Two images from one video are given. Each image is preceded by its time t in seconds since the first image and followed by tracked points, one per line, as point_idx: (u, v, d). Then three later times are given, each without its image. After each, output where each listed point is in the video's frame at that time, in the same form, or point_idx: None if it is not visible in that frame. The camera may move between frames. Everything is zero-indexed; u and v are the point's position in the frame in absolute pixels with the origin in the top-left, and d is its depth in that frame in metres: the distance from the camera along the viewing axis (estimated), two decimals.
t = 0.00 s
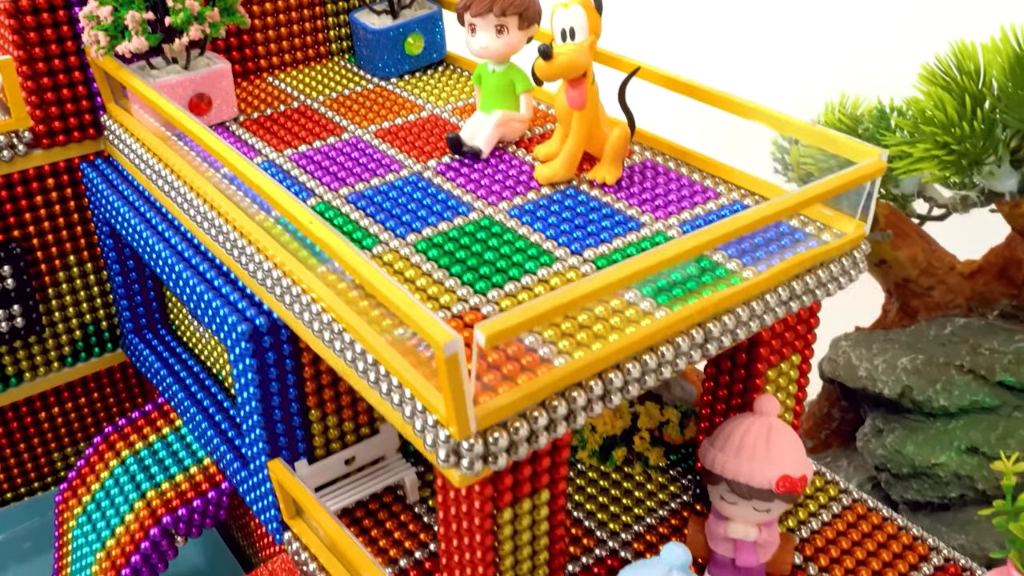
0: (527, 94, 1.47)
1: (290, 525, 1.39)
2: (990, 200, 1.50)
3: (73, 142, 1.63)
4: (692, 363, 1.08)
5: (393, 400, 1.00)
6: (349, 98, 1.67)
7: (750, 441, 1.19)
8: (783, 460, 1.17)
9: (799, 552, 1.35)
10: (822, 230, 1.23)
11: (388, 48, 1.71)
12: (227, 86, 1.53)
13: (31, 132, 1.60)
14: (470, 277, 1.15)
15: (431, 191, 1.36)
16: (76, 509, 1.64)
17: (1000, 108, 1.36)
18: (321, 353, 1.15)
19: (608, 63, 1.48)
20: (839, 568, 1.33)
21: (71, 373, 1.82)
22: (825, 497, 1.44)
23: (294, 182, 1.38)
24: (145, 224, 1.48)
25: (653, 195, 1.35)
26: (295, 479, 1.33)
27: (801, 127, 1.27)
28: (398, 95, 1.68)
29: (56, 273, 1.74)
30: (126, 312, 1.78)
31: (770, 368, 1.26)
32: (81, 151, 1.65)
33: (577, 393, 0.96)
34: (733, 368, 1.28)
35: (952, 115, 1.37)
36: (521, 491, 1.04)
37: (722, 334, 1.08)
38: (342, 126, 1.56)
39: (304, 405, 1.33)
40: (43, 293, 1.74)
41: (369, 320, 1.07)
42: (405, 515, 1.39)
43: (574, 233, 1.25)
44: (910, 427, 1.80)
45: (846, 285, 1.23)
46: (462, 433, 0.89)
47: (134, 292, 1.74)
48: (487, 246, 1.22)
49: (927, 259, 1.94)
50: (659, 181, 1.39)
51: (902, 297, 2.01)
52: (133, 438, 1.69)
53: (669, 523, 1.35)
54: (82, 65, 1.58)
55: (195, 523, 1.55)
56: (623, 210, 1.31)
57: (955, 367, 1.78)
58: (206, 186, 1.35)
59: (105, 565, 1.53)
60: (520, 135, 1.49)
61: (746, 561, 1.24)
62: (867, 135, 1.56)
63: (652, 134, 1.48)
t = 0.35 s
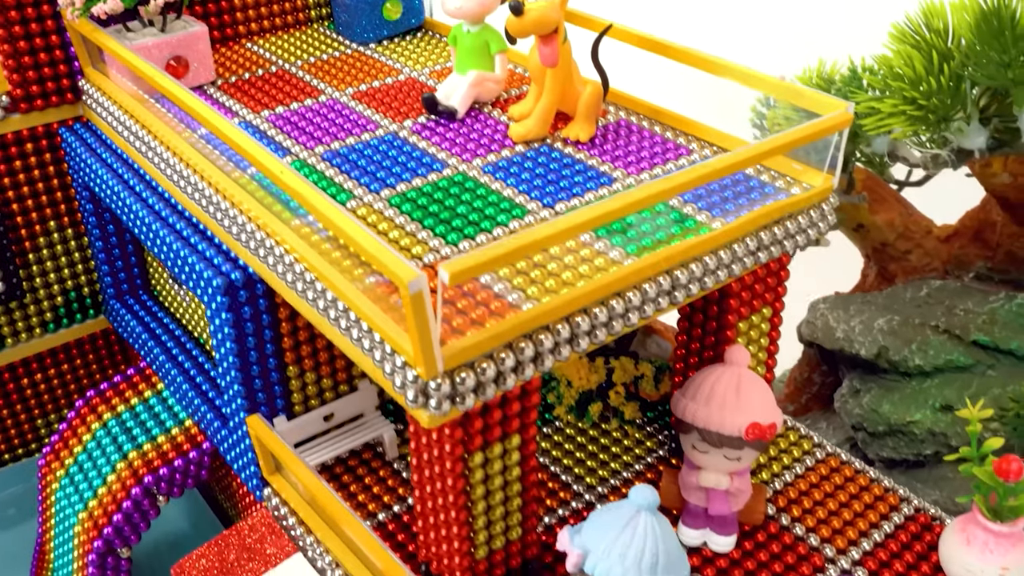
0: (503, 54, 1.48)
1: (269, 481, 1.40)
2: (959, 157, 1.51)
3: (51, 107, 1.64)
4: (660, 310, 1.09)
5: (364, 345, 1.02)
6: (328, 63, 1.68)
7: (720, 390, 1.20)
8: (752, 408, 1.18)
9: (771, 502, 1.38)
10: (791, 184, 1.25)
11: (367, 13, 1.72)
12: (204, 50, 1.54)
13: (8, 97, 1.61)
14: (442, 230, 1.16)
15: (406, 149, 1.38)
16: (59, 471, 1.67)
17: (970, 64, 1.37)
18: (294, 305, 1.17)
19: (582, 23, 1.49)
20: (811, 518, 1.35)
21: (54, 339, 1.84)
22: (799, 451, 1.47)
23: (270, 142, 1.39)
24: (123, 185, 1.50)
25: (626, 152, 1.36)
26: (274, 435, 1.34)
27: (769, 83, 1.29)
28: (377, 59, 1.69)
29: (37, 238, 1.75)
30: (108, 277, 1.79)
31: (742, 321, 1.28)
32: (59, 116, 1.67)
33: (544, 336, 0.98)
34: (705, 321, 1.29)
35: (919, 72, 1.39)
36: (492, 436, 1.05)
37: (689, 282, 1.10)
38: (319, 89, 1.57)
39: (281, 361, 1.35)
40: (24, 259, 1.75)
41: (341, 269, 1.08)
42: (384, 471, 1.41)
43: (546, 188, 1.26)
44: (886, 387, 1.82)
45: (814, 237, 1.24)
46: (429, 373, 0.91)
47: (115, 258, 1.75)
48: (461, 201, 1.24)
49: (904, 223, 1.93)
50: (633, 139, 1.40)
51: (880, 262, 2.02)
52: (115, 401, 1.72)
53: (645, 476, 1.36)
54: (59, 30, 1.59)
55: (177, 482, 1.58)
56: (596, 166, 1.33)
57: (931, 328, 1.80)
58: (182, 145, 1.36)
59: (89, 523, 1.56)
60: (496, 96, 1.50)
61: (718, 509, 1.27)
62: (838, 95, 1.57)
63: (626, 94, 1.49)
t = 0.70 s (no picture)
0: (480, 18, 1.48)
1: (252, 441, 1.42)
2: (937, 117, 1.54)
3: (31, 74, 1.65)
4: (634, 264, 1.11)
5: (340, 297, 1.03)
6: (307, 29, 1.68)
7: (695, 344, 1.22)
8: (726, 361, 1.20)
9: (747, 459, 1.40)
10: (765, 143, 1.26)
11: None
12: (184, 15, 1.55)
13: None
14: (419, 187, 1.17)
15: (384, 111, 1.39)
16: (43, 438, 1.68)
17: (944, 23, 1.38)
18: (272, 261, 1.18)
19: None
20: (787, 474, 1.37)
21: (38, 309, 1.85)
22: (776, 410, 1.49)
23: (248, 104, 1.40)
24: (104, 150, 1.50)
25: (603, 114, 1.37)
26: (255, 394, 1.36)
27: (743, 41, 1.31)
28: (357, 27, 1.69)
29: (19, 207, 1.76)
30: (91, 245, 1.80)
31: (717, 278, 1.30)
32: (39, 84, 1.67)
33: (518, 286, 0.99)
34: (681, 279, 1.31)
35: (892, 29, 1.41)
36: (468, 386, 1.08)
37: (663, 236, 1.11)
38: (299, 55, 1.58)
39: (262, 321, 1.36)
40: (7, 227, 1.76)
41: (318, 224, 1.09)
42: (365, 431, 1.43)
43: (523, 147, 1.28)
44: (865, 351, 1.84)
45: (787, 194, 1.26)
46: (403, 319, 0.92)
47: (98, 225, 1.76)
48: (438, 159, 1.25)
49: (884, 190, 1.94)
50: (610, 101, 1.40)
51: (860, 230, 2.03)
52: (99, 367, 1.73)
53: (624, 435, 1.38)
54: None
55: (161, 446, 1.59)
56: (572, 127, 1.33)
57: (908, 293, 1.83)
58: (162, 107, 1.37)
59: (74, 488, 1.57)
60: (474, 60, 1.51)
61: (694, 464, 1.29)
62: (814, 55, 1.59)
63: (602, 57, 1.50)
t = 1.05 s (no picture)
0: None
1: (233, 400, 1.43)
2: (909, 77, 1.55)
3: (11, 39, 1.65)
4: (606, 215, 1.12)
5: (316, 248, 1.04)
6: None
7: (668, 297, 1.24)
8: (699, 314, 1.22)
9: (722, 414, 1.42)
10: (737, 99, 1.28)
11: None
12: None
13: None
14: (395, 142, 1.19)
15: (362, 71, 1.40)
16: (27, 402, 1.69)
17: None
18: (249, 215, 1.20)
19: None
20: (760, 428, 1.39)
21: (20, 277, 1.86)
22: (750, 367, 1.51)
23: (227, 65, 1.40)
24: (83, 113, 1.51)
25: (578, 73, 1.38)
26: (236, 352, 1.37)
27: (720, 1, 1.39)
28: None
29: None
30: (72, 212, 1.81)
31: (690, 234, 1.33)
32: (18, 49, 1.68)
33: (490, 234, 1.01)
34: (655, 236, 1.34)
35: None
36: (443, 336, 1.09)
37: (635, 188, 1.13)
38: (277, 19, 1.58)
39: (242, 281, 1.37)
40: None
41: (295, 177, 1.10)
42: (346, 390, 1.45)
43: (499, 104, 1.29)
44: (840, 313, 1.87)
45: (759, 149, 1.28)
46: (376, 265, 0.94)
47: (79, 192, 1.77)
48: (413, 116, 1.26)
49: (861, 155, 1.95)
50: (586, 61, 1.42)
51: (837, 195, 2.05)
52: (82, 332, 1.75)
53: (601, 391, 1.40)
54: None
55: (143, 408, 1.60)
56: (548, 85, 1.35)
57: (883, 255, 1.85)
58: (140, 67, 1.38)
59: (58, 450, 1.58)
60: (451, 22, 1.52)
61: (668, 417, 1.31)
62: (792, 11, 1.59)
63: (579, 20, 1.51)
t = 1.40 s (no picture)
0: None
1: (215, 365, 1.45)
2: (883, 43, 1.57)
3: None
4: (580, 174, 1.14)
5: (293, 206, 1.05)
6: None
7: (642, 258, 1.26)
8: (673, 273, 1.24)
9: (698, 375, 1.45)
10: (710, 63, 1.30)
11: None
12: None
13: None
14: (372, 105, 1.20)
15: (340, 38, 1.41)
16: (11, 372, 1.70)
17: None
18: (227, 177, 1.20)
19: None
20: (736, 388, 1.41)
21: (4, 249, 1.86)
22: (727, 330, 1.54)
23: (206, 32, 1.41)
24: (63, 81, 1.52)
25: (555, 38, 1.39)
26: (217, 316, 1.39)
27: None
28: None
29: None
30: (55, 184, 1.81)
31: (665, 196, 1.34)
32: None
33: (464, 190, 1.02)
34: (631, 198, 1.35)
35: None
36: (419, 294, 1.11)
37: (608, 147, 1.15)
38: None
39: (222, 246, 1.38)
40: None
41: (272, 137, 1.12)
42: (327, 355, 1.46)
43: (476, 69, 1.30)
44: (817, 280, 1.89)
45: (732, 111, 1.30)
46: (351, 220, 0.95)
47: (62, 164, 1.77)
48: (391, 80, 1.28)
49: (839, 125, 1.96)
50: (563, 27, 1.43)
51: (816, 165, 2.06)
52: (66, 303, 1.76)
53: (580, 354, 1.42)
54: None
55: (127, 376, 1.62)
56: (525, 50, 1.36)
57: (860, 223, 1.87)
58: (119, 33, 1.38)
59: (42, 417, 1.59)
60: None
61: (644, 376, 1.33)
62: None
63: None
